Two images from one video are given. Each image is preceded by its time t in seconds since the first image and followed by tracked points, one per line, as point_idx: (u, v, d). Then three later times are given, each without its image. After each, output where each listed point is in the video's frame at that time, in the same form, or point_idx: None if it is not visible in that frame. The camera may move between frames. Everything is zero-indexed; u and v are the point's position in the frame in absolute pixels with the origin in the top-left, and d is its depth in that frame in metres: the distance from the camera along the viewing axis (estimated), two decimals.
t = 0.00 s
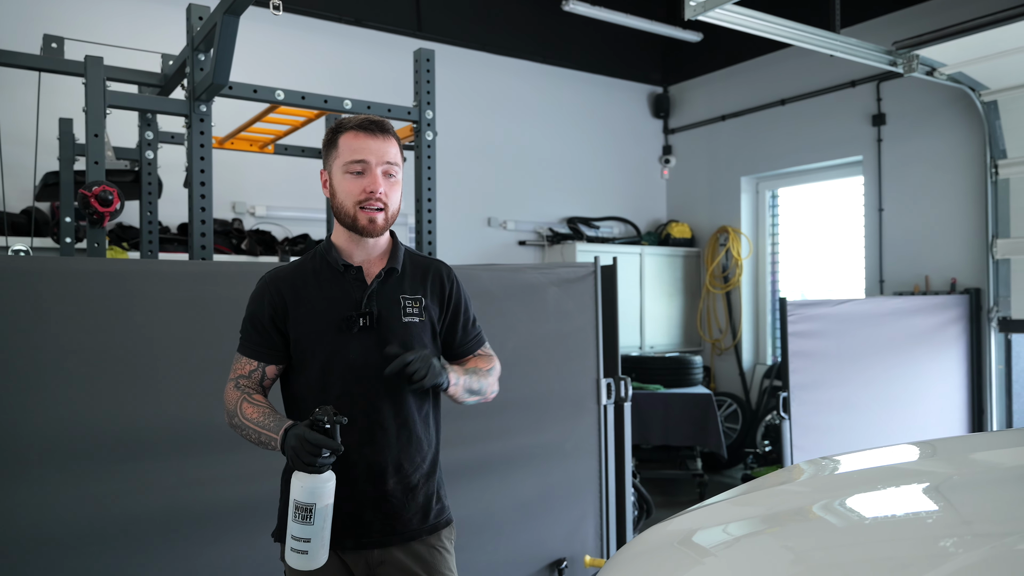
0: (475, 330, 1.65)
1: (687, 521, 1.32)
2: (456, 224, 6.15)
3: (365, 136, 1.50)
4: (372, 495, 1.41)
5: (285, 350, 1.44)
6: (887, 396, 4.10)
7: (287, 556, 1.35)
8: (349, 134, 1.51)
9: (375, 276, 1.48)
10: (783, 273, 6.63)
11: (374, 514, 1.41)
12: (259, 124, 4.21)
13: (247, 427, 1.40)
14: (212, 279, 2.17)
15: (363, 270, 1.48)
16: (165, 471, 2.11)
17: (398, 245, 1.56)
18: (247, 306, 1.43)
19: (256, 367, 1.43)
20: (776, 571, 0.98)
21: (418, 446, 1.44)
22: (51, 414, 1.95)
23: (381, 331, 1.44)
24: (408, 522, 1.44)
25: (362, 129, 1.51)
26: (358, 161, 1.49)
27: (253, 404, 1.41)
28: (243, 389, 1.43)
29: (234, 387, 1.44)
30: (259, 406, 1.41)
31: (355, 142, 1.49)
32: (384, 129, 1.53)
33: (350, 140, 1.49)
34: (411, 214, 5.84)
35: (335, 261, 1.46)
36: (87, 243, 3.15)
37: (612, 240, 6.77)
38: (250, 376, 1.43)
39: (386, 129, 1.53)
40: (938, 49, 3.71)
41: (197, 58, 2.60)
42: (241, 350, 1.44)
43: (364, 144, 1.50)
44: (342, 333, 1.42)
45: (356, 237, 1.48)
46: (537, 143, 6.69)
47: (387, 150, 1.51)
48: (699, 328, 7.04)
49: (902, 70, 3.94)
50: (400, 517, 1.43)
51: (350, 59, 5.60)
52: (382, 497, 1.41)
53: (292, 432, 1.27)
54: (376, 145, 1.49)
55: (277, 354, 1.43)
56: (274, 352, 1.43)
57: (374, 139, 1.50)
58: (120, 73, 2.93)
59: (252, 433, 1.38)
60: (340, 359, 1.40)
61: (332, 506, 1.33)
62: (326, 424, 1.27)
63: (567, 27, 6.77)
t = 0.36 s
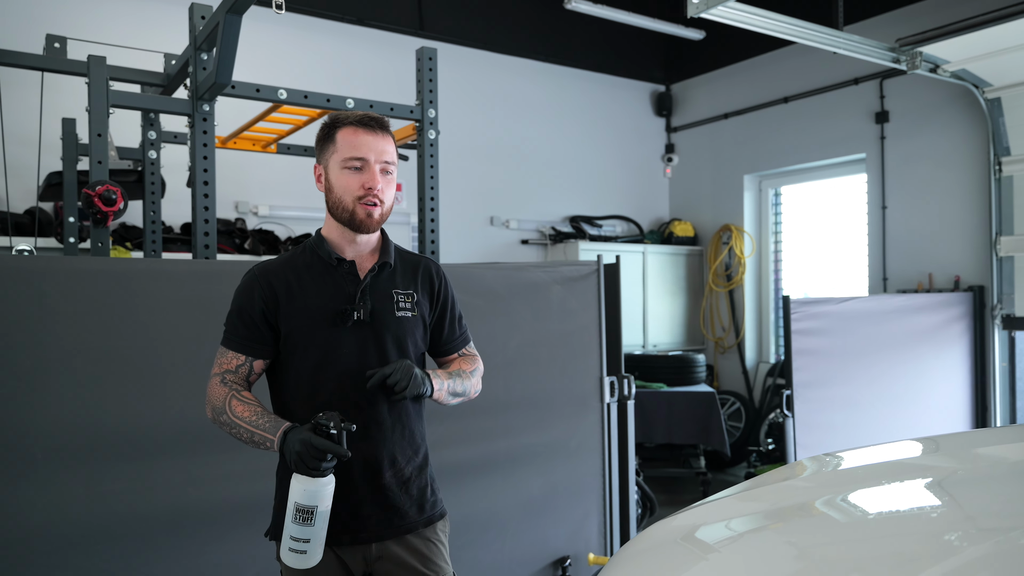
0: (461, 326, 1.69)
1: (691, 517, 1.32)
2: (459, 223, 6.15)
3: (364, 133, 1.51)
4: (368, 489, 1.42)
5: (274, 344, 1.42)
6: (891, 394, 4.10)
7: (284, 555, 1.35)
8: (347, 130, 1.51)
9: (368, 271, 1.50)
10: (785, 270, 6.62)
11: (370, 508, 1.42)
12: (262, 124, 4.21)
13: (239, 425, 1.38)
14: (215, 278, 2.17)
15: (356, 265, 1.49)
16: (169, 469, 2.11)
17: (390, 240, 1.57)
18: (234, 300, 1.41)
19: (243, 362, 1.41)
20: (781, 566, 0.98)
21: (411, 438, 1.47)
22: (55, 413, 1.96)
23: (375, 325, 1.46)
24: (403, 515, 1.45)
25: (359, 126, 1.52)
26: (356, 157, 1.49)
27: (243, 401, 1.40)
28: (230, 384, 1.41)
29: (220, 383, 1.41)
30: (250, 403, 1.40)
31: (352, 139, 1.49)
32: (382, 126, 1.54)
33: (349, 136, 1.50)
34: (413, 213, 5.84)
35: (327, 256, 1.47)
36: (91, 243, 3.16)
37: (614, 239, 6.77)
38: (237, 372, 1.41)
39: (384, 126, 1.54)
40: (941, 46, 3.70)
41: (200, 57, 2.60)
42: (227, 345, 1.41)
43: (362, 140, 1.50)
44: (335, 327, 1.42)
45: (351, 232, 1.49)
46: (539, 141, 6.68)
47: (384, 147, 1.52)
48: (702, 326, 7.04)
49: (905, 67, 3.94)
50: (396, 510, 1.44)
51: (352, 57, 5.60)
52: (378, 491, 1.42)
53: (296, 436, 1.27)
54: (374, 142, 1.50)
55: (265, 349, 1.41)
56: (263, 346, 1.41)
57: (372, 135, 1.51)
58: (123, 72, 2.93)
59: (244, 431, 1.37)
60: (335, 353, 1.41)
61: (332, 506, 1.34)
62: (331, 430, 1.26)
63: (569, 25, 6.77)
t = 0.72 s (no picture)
0: (461, 322, 1.68)
1: (694, 509, 1.32)
2: (462, 220, 6.15)
3: (348, 124, 1.51)
4: (371, 485, 1.42)
5: (275, 342, 1.43)
6: (895, 389, 4.10)
7: (289, 554, 1.35)
8: (332, 122, 1.51)
9: (366, 267, 1.50)
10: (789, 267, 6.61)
11: (372, 503, 1.43)
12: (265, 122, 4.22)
13: (243, 424, 1.39)
14: (218, 275, 2.18)
15: (354, 261, 1.50)
16: (173, 467, 2.12)
17: (385, 235, 1.57)
18: (234, 298, 1.41)
19: (245, 361, 1.41)
20: (783, 560, 0.98)
21: (412, 434, 1.48)
22: (59, 411, 1.96)
23: (374, 321, 1.46)
24: (406, 510, 1.46)
25: (345, 118, 1.52)
26: (341, 149, 1.49)
27: (246, 400, 1.40)
28: (233, 383, 1.41)
29: (222, 381, 1.42)
30: (253, 401, 1.40)
31: (338, 131, 1.50)
32: (368, 117, 1.53)
33: (334, 129, 1.50)
34: (416, 211, 5.84)
35: (325, 252, 1.47)
36: (95, 243, 3.16)
37: (617, 236, 6.77)
38: (239, 370, 1.42)
39: (370, 117, 1.54)
40: (944, 41, 3.69)
41: (202, 56, 2.61)
42: (228, 343, 1.41)
43: (347, 132, 1.50)
44: (334, 324, 1.43)
45: (344, 225, 1.49)
46: (542, 139, 6.68)
47: (370, 137, 1.51)
48: (705, 323, 7.05)
49: (908, 62, 3.94)
50: (398, 505, 1.45)
51: (354, 56, 5.60)
52: (381, 487, 1.43)
53: (303, 432, 1.28)
54: (359, 132, 1.50)
55: (266, 347, 1.42)
56: (264, 344, 1.41)
57: (357, 127, 1.51)
58: (126, 72, 2.94)
59: (248, 430, 1.37)
60: (334, 350, 1.41)
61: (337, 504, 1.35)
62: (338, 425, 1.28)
63: (571, 22, 6.76)
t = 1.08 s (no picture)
0: (464, 321, 1.67)
1: (699, 505, 1.32)
2: (464, 219, 6.16)
3: (344, 125, 1.50)
4: (370, 485, 1.42)
5: (275, 343, 1.44)
6: (898, 385, 4.11)
7: (286, 555, 1.36)
8: (328, 123, 1.50)
9: (364, 268, 1.50)
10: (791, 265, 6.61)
11: (372, 503, 1.43)
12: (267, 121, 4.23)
13: (243, 424, 1.40)
14: (220, 274, 2.18)
15: (352, 262, 1.50)
16: (176, 465, 2.12)
17: (383, 233, 1.57)
18: (236, 300, 1.43)
19: (246, 361, 1.43)
20: (785, 556, 0.98)
21: (412, 434, 1.47)
22: (63, 409, 1.97)
23: (372, 321, 1.46)
24: (406, 509, 1.46)
25: (341, 119, 1.51)
26: (336, 150, 1.49)
27: (247, 400, 1.41)
28: (234, 382, 1.43)
29: (224, 381, 1.43)
30: (254, 402, 1.41)
31: (333, 132, 1.49)
32: (364, 117, 1.53)
33: (330, 130, 1.49)
34: (419, 210, 5.85)
35: (324, 253, 1.48)
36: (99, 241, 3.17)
37: (619, 234, 6.77)
38: (241, 370, 1.43)
39: (366, 117, 1.53)
40: (945, 38, 3.71)
41: (205, 56, 2.61)
42: (230, 344, 1.43)
43: (343, 133, 1.49)
44: (333, 325, 1.43)
45: (341, 225, 1.50)
46: (545, 137, 6.69)
47: (366, 138, 1.50)
48: (708, 321, 7.05)
49: (910, 60, 3.97)
50: (398, 505, 1.45)
51: (356, 55, 5.61)
52: (380, 487, 1.43)
53: (299, 435, 1.28)
54: (355, 133, 1.49)
55: (267, 347, 1.43)
56: (264, 344, 1.43)
57: (353, 127, 1.50)
58: (129, 70, 2.94)
59: (249, 430, 1.39)
60: (333, 351, 1.42)
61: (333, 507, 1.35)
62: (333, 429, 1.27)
63: (573, 21, 6.76)
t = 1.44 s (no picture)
0: (465, 318, 1.67)
1: (700, 503, 1.33)
2: (466, 219, 6.17)
3: (346, 126, 1.51)
4: (369, 482, 1.43)
5: (274, 341, 1.45)
6: (899, 384, 4.10)
7: (283, 555, 1.36)
8: (331, 123, 1.52)
9: (364, 266, 1.50)
10: (792, 264, 6.60)
11: (372, 500, 1.44)
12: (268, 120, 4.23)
13: (241, 422, 1.40)
14: (222, 274, 2.18)
15: (352, 260, 1.50)
16: (178, 464, 2.13)
17: (384, 233, 1.58)
18: (235, 297, 1.44)
19: (245, 358, 1.44)
20: (785, 555, 0.99)
21: (412, 431, 1.48)
22: (66, 408, 1.97)
23: (372, 319, 1.46)
24: (406, 506, 1.46)
25: (343, 119, 1.52)
26: (338, 150, 1.50)
27: (245, 398, 1.42)
28: (233, 379, 1.43)
29: (222, 378, 1.44)
30: (252, 400, 1.42)
31: (336, 133, 1.51)
32: (367, 118, 1.54)
33: (332, 130, 1.51)
34: (420, 209, 5.86)
35: (323, 251, 1.49)
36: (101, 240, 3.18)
37: (620, 233, 6.77)
38: (239, 367, 1.44)
39: (369, 118, 1.54)
40: (946, 37, 3.70)
41: (208, 56, 2.62)
42: (229, 341, 1.44)
43: (345, 133, 1.51)
44: (332, 323, 1.44)
45: (341, 224, 1.50)
46: (546, 136, 6.69)
47: (368, 139, 1.52)
48: (709, 320, 7.05)
49: (911, 59, 3.97)
50: (397, 502, 1.45)
51: (357, 54, 5.61)
52: (380, 483, 1.44)
53: (297, 435, 1.28)
54: (357, 133, 1.50)
55: (266, 344, 1.44)
56: (263, 342, 1.43)
57: (355, 128, 1.52)
58: (132, 71, 2.95)
59: (246, 428, 1.39)
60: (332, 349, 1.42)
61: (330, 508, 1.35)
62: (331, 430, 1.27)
63: (574, 20, 6.77)
